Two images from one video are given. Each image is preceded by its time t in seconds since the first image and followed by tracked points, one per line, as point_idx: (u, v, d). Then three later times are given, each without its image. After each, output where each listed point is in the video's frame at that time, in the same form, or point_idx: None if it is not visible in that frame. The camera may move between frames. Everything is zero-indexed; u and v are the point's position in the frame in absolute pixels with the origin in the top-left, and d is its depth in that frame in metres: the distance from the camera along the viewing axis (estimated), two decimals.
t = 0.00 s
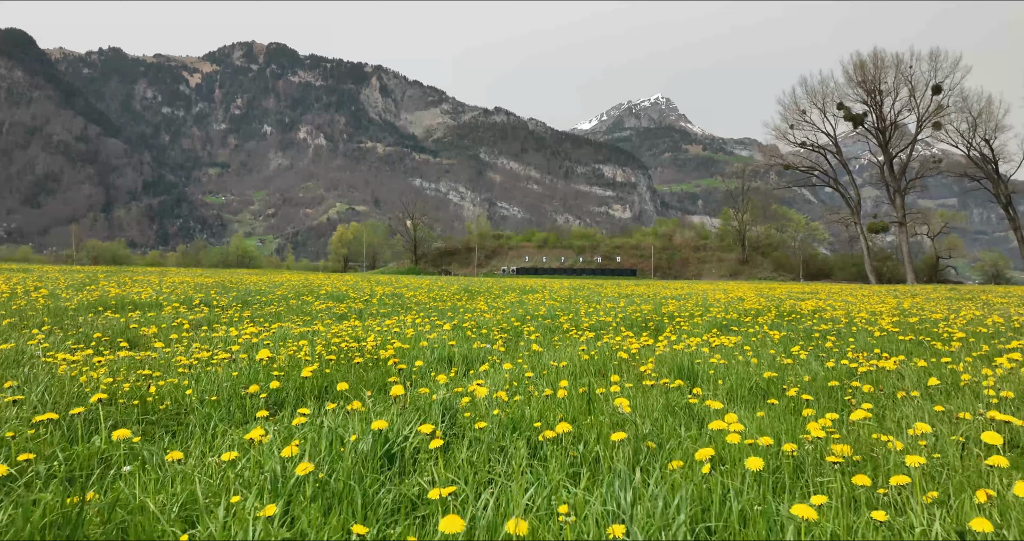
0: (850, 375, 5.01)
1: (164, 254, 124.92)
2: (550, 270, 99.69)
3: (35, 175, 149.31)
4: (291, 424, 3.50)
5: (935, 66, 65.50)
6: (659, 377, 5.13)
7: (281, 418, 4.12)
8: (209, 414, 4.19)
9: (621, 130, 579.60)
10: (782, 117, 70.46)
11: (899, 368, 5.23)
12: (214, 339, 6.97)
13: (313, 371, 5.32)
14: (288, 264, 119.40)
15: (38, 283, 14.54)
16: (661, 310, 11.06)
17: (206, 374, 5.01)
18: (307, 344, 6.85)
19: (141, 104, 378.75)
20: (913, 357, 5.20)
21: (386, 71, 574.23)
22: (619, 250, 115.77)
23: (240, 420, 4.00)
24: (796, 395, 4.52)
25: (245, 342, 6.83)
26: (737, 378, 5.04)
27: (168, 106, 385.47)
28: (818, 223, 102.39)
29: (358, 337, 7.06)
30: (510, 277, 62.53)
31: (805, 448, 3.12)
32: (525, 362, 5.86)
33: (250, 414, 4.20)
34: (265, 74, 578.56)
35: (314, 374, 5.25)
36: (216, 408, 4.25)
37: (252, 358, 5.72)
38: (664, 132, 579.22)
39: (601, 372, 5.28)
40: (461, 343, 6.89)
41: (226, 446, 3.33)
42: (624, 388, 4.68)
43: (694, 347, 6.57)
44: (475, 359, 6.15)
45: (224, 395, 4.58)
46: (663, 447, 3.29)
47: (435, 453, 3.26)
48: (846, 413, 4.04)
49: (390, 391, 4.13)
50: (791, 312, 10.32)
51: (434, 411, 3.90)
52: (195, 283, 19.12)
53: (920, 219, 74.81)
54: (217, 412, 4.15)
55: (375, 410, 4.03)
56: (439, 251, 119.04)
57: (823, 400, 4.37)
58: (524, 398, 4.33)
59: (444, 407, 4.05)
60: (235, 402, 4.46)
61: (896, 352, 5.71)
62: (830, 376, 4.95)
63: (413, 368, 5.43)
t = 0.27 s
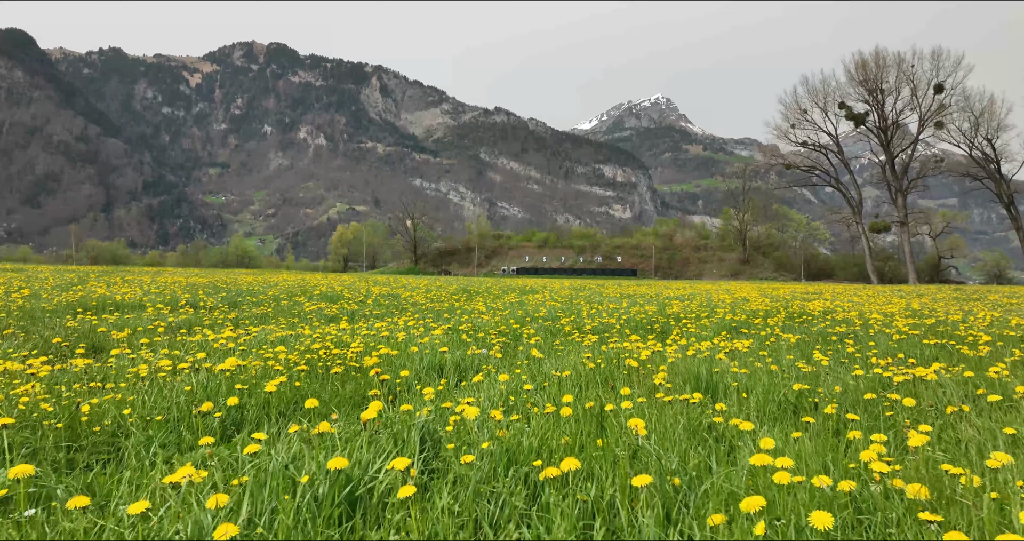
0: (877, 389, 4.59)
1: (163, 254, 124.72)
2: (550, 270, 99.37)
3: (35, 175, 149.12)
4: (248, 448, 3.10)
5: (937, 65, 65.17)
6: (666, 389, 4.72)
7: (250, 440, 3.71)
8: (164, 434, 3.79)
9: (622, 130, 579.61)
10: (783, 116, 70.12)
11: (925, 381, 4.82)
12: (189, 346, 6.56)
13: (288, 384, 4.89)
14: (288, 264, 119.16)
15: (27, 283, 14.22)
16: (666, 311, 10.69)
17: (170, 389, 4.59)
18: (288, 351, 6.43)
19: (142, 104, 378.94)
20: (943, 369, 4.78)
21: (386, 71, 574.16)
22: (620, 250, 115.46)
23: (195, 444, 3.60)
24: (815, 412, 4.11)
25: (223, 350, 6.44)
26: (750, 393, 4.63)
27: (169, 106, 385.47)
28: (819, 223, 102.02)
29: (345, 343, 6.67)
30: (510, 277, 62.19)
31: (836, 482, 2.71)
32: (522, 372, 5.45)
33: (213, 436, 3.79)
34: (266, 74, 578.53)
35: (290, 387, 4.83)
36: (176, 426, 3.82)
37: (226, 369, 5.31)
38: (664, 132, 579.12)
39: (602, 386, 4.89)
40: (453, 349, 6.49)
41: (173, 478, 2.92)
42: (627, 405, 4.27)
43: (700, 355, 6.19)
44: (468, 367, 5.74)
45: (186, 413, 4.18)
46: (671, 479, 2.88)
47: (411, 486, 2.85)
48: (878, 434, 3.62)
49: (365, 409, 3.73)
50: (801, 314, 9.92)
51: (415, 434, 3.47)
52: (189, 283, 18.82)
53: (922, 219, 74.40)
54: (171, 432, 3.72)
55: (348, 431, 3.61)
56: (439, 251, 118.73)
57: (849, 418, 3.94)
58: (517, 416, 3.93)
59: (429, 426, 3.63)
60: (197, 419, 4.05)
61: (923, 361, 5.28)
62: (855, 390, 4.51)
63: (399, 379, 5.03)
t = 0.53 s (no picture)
0: (906, 408, 4.20)
1: (162, 254, 124.29)
2: (551, 270, 98.96)
3: (35, 175, 148.67)
4: (186, 491, 2.63)
5: (940, 64, 64.83)
6: (674, 405, 4.35)
7: (208, 467, 3.33)
8: (100, 463, 3.34)
9: (623, 130, 579.75)
10: (784, 116, 69.81)
11: (958, 399, 4.43)
12: (164, 354, 6.17)
13: (262, 399, 4.53)
14: (288, 264, 118.98)
15: (15, 283, 13.83)
16: (669, 314, 10.35)
17: (131, 405, 4.21)
18: (269, 360, 6.06)
19: (142, 104, 378.86)
20: (975, 385, 4.40)
21: (386, 71, 573.81)
22: (620, 250, 115.03)
23: (138, 475, 3.17)
24: (839, 436, 3.73)
25: (201, 359, 6.06)
26: (765, 412, 4.25)
27: (169, 106, 385.30)
28: (820, 223, 101.69)
29: (331, 350, 6.30)
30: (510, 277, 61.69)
31: (876, 528, 2.32)
32: (518, 384, 5.09)
33: (168, 462, 3.38)
34: (266, 74, 578.69)
35: (263, 401, 4.46)
36: (128, 450, 3.45)
37: (197, 382, 4.95)
38: (665, 132, 579.33)
39: (605, 399, 4.51)
40: (445, 357, 6.05)
41: (104, 521, 2.56)
42: (631, 424, 3.90)
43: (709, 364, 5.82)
44: (459, 377, 5.37)
45: (144, 431, 3.80)
46: (682, 520, 2.51)
47: (381, 533, 2.45)
48: (913, 463, 3.24)
49: (337, 433, 3.35)
50: (813, 317, 9.53)
51: (390, 464, 3.09)
52: (181, 283, 18.46)
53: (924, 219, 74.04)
54: (118, 456, 3.34)
55: (318, 462, 3.22)
56: (439, 251, 118.27)
57: (878, 444, 3.56)
58: (509, 442, 3.55)
59: (410, 453, 3.25)
60: (155, 439, 3.68)
61: (955, 377, 4.88)
62: (882, 408, 4.13)
63: (384, 393, 4.66)
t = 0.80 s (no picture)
0: (939, 428, 3.84)
1: (161, 254, 123.87)
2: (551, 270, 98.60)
3: (35, 175, 148.33)
4: None
5: (942, 63, 64.53)
6: (682, 425, 4.00)
7: (161, 505, 2.97)
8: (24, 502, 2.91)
9: (623, 130, 579.63)
10: (785, 115, 69.48)
11: (991, 419, 4.10)
12: (136, 364, 5.83)
13: (232, 418, 4.16)
14: (288, 264, 118.65)
15: None
16: (674, 315, 10.01)
17: (83, 426, 3.84)
18: (248, 371, 5.70)
19: (142, 104, 378.76)
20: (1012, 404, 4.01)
21: (386, 70, 573.72)
22: (621, 250, 114.68)
23: (65, 522, 2.74)
24: (864, 463, 3.39)
25: (175, 370, 5.72)
26: (783, 437, 3.88)
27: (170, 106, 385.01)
28: (822, 223, 101.40)
29: (316, 359, 5.95)
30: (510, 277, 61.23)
31: None
32: (514, 399, 4.74)
33: (117, 497, 3.02)
34: (267, 74, 578.55)
35: (233, 423, 4.11)
36: (73, 481, 3.08)
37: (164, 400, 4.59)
38: (666, 131, 579.24)
39: (608, 417, 4.15)
40: (432, 368, 5.64)
41: None
42: (636, 450, 3.55)
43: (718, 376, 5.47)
44: (451, 387, 5.01)
45: (94, 460, 3.44)
46: None
47: None
48: (952, 503, 2.89)
49: (301, 466, 3.01)
50: (825, 319, 9.21)
51: (359, 506, 2.71)
52: (174, 281, 18.13)
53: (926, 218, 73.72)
54: (57, 488, 2.98)
55: (280, 505, 2.86)
56: (439, 251, 117.92)
57: (907, 475, 3.22)
58: (501, 474, 3.17)
59: (386, 488, 2.89)
60: (105, 468, 3.33)
61: (987, 392, 4.54)
62: (911, 428, 3.79)
63: (366, 409, 4.30)
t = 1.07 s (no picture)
0: (998, 455, 3.36)
1: (161, 254, 123.67)
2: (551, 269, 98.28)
3: (35, 175, 148.07)
4: None
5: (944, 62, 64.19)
6: (688, 453, 3.51)
7: None
8: None
9: (623, 130, 579.65)
10: (786, 114, 69.09)
11: None
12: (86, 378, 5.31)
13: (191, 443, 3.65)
14: (287, 264, 118.35)
15: None
16: (684, 317, 9.57)
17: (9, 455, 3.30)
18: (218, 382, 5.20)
19: (143, 104, 378.66)
20: None
21: (387, 70, 573.85)
22: (621, 250, 114.36)
23: None
24: (923, 496, 2.84)
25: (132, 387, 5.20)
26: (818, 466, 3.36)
27: (170, 106, 384.79)
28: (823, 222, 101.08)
29: (285, 374, 5.38)
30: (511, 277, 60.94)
31: None
32: (507, 419, 4.23)
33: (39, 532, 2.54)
34: (267, 74, 578.54)
35: (189, 449, 3.59)
36: None
37: (107, 421, 4.09)
38: (666, 131, 579.25)
39: (608, 442, 3.69)
40: (421, 380, 5.14)
41: None
42: (641, 486, 3.07)
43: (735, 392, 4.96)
44: (439, 403, 4.54)
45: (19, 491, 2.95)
46: None
47: None
48: None
49: (227, 519, 2.49)
50: (843, 322, 8.71)
51: None
52: (159, 282, 17.71)
53: (928, 218, 73.35)
54: None
55: None
56: (439, 250, 117.61)
57: (978, 515, 2.73)
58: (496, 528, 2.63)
59: (335, 537, 2.37)
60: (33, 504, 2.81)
61: None
62: (979, 459, 3.27)
63: (333, 430, 3.81)
